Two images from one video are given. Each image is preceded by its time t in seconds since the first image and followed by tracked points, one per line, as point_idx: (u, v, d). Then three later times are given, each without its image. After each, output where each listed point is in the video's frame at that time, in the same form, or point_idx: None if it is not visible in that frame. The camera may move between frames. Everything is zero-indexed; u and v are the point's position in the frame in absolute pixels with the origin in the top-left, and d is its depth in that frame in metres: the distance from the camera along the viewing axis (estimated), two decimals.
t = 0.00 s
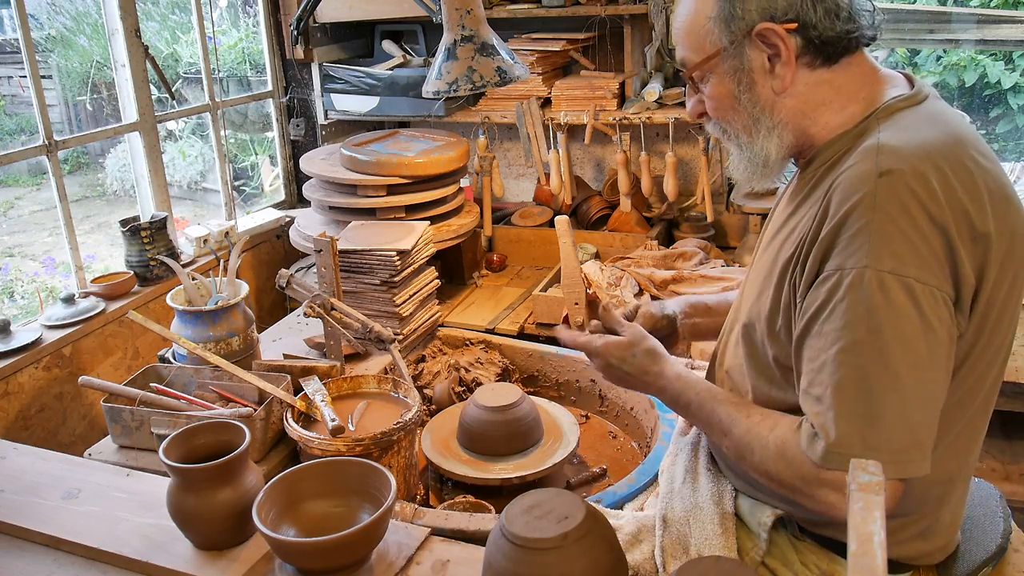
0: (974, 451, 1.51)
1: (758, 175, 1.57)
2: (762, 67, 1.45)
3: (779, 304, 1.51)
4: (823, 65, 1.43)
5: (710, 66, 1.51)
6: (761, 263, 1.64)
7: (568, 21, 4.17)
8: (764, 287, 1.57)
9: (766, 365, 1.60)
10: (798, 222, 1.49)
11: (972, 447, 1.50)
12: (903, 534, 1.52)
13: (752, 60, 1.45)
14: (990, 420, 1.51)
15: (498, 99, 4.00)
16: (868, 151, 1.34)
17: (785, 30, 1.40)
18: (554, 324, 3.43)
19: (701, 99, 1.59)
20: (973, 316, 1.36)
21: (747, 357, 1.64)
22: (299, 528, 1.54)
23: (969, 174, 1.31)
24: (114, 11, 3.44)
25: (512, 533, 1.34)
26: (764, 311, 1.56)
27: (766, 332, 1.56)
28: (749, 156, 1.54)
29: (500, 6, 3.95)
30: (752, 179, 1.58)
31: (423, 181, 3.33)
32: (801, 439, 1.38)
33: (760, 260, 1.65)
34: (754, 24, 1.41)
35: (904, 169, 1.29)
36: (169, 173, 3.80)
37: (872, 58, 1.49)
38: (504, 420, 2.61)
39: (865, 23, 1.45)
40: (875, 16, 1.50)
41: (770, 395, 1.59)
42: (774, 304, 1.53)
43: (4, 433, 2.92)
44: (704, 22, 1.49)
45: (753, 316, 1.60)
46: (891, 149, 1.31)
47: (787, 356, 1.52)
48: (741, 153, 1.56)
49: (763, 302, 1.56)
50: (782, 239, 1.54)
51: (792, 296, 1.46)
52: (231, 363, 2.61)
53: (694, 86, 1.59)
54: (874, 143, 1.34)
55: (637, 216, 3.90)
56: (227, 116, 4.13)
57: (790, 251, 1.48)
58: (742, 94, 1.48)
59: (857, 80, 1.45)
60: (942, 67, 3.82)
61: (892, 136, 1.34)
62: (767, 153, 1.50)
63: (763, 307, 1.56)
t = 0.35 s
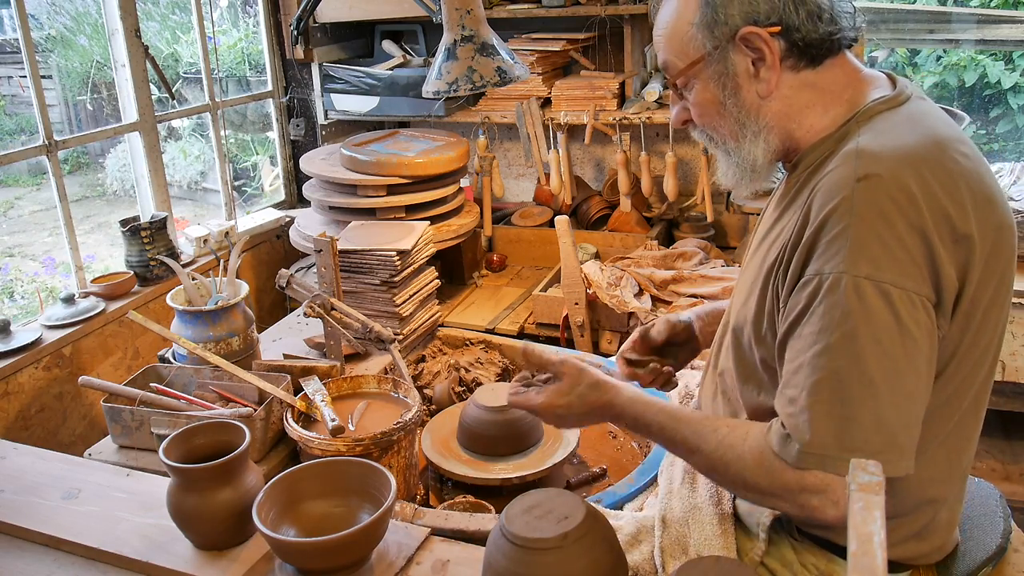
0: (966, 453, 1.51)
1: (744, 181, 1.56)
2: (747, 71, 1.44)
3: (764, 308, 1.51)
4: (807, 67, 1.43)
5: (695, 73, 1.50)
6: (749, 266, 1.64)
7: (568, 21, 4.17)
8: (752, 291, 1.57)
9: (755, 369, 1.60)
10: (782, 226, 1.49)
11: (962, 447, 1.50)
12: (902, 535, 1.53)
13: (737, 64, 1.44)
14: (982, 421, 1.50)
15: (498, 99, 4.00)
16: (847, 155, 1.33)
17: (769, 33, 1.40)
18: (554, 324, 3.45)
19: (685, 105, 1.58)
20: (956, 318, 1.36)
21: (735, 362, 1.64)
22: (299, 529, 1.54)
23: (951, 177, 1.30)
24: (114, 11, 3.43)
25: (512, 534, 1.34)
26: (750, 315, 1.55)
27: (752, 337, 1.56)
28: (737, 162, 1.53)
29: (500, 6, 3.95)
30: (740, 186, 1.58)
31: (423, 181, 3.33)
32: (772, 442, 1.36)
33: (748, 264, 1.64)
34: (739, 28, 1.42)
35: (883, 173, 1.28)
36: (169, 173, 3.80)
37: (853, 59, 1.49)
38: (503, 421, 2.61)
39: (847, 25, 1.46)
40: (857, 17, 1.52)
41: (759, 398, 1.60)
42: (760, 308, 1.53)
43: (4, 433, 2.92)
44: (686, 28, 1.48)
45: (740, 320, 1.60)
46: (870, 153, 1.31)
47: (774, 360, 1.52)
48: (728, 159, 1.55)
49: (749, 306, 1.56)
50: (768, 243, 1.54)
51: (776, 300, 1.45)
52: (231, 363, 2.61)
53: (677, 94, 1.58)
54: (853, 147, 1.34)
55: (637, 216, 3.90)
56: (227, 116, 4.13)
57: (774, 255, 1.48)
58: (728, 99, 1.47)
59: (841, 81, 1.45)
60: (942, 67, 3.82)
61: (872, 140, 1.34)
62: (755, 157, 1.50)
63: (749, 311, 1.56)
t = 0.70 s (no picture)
0: (965, 447, 1.51)
1: (737, 183, 1.56)
2: (738, 71, 1.44)
3: (761, 308, 1.51)
4: (795, 65, 1.43)
5: (685, 74, 1.48)
6: (743, 268, 1.64)
7: (568, 21, 4.17)
8: (747, 292, 1.57)
9: (752, 369, 1.60)
10: (775, 228, 1.49)
11: (963, 436, 1.50)
12: (902, 534, 1.53)
13: (728, 63, 1.44)
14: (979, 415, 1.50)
15: (498, 99, 4.00)
16: (834, 153, 1.33)
17: (759, 32, 1.40)
18: (555, 324, 3.45)
19: (674, 107, 1.57)
20: (952, 310, 1.36)
21: (732, 362, 1.64)
22: (300, 528, 1.54)
23: (936, 167, 1.31)
24: (114, 11, 3.43)
25: (512, 533, 1.34)
26: (747, 317, 1.55)
27: (749, 337, 1.56)
28: (728, 163, 1.54)
29: (500, 6, 3.95)
30: (732, 187, 1.57)
31: (423, 181, 3.33)
32: (801, 445, 1.35)
33: (743, 267, 1.64)
34: (729, 27, 1.41)
35: (872, 168, 1.28)
36: (169, 173, 3.80)
37: (837, 59, 1.49)
38: (503, 420, 2.61)
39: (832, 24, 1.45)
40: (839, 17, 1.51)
41: (754, 397, 1.60)
42: (756, 309, 1.52)
43: (4, 433, 2.92)
44: (675, 29, 1.46)
45: (737, 321, 1.60)
46: (857, 149, 1.31)
47: (773, 360, 1.52)
48: (719, 160, 1.56)
49: (745, 308, 1.56)
50: (762, 245, 1.54)
51: (774, 301, 1.45)
52: (231, 363, 2.61)
53: (666, 95, 1.56)
54: (840, 144, 1.34)
55: (637, 216, 3.90)
56: (227, 116, 4.13)
57: (768, 257, 1.48)
58: (719, 99, 1.47)
59: (828, 79, 1.46)
60: (942, 67, 3.82)
61: (857, 136, 1.34)
62: (748, 158, 1.50)
63: (745, 313, 1.56)
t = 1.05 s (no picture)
0: (964, 451, 1.52)
1: (747, 182, 1.56)
2: (742, 71, 1.45)
3: (764, 303, 1.52)
4: (802, 65, 1.43)
5: (691, 73, 1.50)
6: (748, 263, 1.65)
7: (568, 22, 4.17)
8: (751, 286, 1.58)
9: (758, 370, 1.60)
10: (780, 222, 1.50)
11: (962, 441, 1.50)
12: (903, 535, 1.53)
13: (732, 64, 1.45)
14: (980, 420, 1.50)
15: (498, 99, 4.00)
16: (843, 150, 1.34)
17: (762, 32, 1.41)
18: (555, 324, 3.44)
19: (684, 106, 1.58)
20: (951, 317, 1.36)
21: (738, 362, 1.64)
22: (299, 528, 1.54)
23: (947, 174, 1.31)
24: (114, 11, 3.43)
25: (513, 533, 1.34)
26: (749, 312, 1.56)
27: (752, 333, 1.57)
28: (735, 162, 1.54)
29: (500, 6, 3.95)
30: (741, 186, 1.58)
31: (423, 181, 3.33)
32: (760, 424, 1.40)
33: (748, 262, 1.65)
34: (733, 28, 1.42)
35: (878, 168, 1.29)
36: (169, 173, 3.80)
37: (851, 56, 1.49)
38: (503, 420, 2.61)
39: (843, 23, 1.46)
40: (853, 15, 1.52)
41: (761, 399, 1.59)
42: (758, 304, 1.53)
43: (4, 433, 2.92)
44: (681, 29, 1.48)
45: (741, 316, 1.61)
46: (867, 148, 1.31)
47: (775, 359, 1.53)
48: (727, 159, 1.56)
49: (748, 302, 1.57)
50: (766, 239, 1.55)
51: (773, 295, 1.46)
52: (231, 363, 2.61)
53: (677, 95, 1.58)
54: (849, 142, 1.34)
55: (637, 216, 3.90)
56: (227, 116, 4.13)
57: (772, 250, 1.49)
58: (725, 99, 1.48)
59: (837, 80, 1.45)
60: (942, 67, 3.82)
61: (867, 136, 1.34)
62: (754, 158, 1.50)
63: (748, 307, 1.57)
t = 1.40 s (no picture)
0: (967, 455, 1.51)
1: (760, 177, 1.57)
2: (760, 66, 1.44)
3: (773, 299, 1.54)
4: (821, 62, 1.43)
5: (709, 65, 1.50)
6: (757, 261, 1.66)
7: (568, 21, 4.17)
8: (759, 283, 1.60)
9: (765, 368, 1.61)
10: (791, 218, 1.52)
11: (966, 445, 1.50)
12: (903, 536, 1.52)
13: (750, 58, 1.44)
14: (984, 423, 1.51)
15: (498, 99, 3.99)
16: (859, 148, 1.35)
17: (783, 27, 1.40)
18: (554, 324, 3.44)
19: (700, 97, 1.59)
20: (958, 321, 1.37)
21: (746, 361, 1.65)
22: (299, 529, 1.54)
23: (962, 178, 1.32)
24: (114, 11, 3.43)
25: (512, 534, 1.34)
26: (757, 308, 1.58)
27: (760, 330, 1.58)
28: (749, 157, 1.54)
29: (500, 6, 3.94)
30: (754, 179, 1.58)
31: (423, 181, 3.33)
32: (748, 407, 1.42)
33: (758, 260, 1.66)
34: (752, 22, 1.41)
35: (891, 168, 1.30)
36: (169, 173, 3.80)
37: (870, 58, 1.49)
38: (503, 420, 2.61)
39: (864, 23, 1.46)
40: (874, 16, 1.51)
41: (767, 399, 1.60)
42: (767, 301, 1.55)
43: (4, 433, 2.92)
44: (701, 21, 1.48)
45: (749, 313, 1.63)
46: (883, 147, 1.33)
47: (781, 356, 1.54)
48: (741, 153, 1.56)
49: (756, 298, 1.59)
50: (776, 236, 1.57)
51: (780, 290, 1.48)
52: (231, 363, 2.61)
53: (694, 86, 1.58)
54: (867, 140, 1.36)
55: (637, 216, 3.90)
56: (227, 116, 4.13)
57: (782, 245, 1.51)
58: (741, 92, 1.47)
59: (855, 79, 1.45)
60: (942, 67, 3.82)
61: (884, 135, 1.35)
62: (768, 155, 1.50)
63: (756, 303, 1.59)
